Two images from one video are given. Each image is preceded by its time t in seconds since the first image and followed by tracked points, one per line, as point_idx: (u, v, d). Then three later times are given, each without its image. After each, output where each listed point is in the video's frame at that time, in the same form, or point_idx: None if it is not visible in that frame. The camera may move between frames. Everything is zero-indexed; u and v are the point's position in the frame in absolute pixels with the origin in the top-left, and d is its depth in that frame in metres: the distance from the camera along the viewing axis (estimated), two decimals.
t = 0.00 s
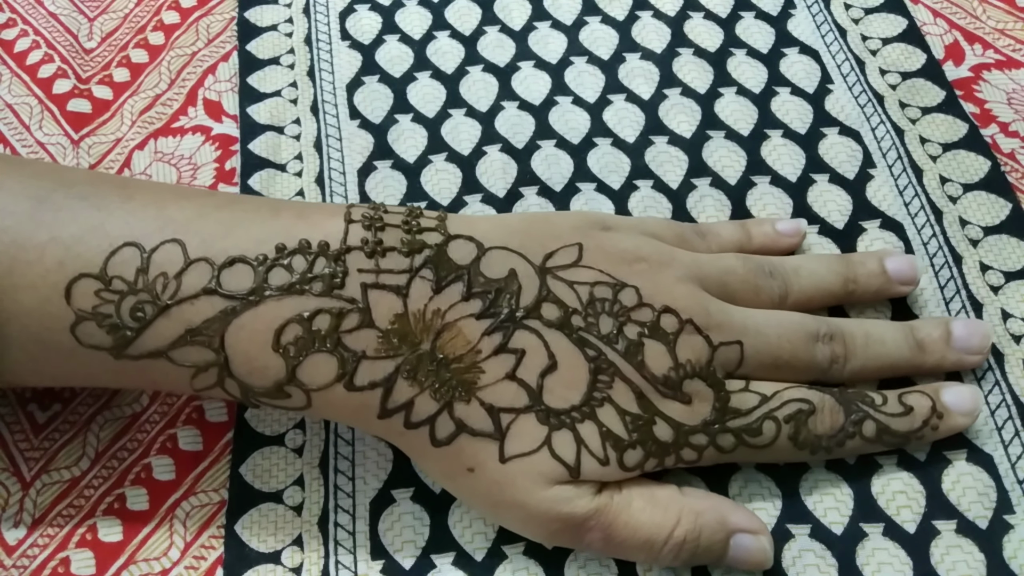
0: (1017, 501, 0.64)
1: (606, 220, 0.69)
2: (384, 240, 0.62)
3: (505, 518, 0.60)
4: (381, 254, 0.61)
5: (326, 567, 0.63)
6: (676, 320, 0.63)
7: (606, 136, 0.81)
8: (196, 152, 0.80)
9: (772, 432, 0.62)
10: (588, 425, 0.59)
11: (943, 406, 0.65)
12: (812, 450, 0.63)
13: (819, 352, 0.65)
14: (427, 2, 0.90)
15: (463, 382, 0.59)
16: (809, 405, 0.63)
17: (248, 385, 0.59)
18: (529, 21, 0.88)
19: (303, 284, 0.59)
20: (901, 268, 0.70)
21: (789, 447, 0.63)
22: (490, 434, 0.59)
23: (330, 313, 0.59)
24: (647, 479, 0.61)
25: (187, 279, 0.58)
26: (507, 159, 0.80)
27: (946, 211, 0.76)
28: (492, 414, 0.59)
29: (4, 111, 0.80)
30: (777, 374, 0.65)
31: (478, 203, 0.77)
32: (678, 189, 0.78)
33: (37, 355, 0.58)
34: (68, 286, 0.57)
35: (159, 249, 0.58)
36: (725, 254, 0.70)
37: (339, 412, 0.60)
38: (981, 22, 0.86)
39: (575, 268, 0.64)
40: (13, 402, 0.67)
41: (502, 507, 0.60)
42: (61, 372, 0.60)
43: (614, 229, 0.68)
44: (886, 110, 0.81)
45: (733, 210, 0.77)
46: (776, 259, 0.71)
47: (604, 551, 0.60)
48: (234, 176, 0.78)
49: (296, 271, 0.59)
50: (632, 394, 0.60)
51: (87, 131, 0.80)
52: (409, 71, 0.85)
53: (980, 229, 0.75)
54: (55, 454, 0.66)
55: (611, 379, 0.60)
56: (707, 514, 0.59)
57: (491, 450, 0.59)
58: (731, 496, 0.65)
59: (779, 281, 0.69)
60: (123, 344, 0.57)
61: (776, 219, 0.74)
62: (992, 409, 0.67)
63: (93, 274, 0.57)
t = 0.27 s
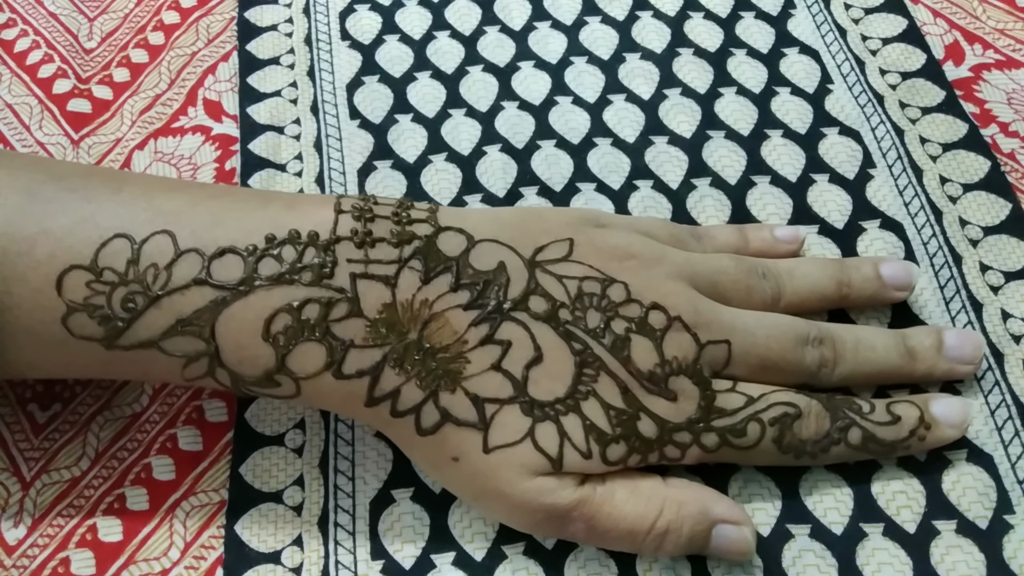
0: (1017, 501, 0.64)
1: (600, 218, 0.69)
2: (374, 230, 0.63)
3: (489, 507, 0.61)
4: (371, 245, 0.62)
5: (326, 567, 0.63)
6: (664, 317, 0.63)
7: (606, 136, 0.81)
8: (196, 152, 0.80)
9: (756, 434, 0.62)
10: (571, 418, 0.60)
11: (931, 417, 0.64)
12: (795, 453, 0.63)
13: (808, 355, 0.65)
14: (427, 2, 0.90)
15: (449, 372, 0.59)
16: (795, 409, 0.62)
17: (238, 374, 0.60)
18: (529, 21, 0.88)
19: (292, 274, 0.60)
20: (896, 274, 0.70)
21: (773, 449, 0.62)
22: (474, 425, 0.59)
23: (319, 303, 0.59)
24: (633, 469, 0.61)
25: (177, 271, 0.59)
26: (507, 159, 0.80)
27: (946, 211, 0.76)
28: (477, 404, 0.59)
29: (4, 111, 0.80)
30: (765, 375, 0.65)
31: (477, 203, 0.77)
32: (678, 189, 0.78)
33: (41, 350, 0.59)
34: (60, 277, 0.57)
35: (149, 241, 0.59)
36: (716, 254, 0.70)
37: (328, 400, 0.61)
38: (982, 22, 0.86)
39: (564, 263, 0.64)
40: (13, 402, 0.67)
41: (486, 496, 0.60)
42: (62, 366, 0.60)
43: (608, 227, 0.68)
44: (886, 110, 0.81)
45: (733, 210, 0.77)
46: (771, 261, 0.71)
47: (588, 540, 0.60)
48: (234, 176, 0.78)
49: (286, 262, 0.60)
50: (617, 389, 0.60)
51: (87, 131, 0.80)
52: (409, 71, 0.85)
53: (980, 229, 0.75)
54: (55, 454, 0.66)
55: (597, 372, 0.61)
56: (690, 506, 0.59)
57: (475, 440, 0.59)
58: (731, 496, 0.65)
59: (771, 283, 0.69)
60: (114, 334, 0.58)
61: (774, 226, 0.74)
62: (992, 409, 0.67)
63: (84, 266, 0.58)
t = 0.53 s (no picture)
0: (1017, 501, 0.64)
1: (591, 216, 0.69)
2: (365, 224, 0.63)
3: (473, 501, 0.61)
4: (361, 238, 0.62)
5: (326, 567, 0.63)
6: (651, 316, 0.63)
7: (606, 136, 0.81)
8: (196, 151, 0.80)
9: (740, 435, 0.62)
10: (556, 413, 0.60)
11: (919, 426, 0.64)
12: (779, 457, 0.62)
13: (796, 357, 0.65)
14: (427, 2, 0.90)
15: (436, 364, 0.60)
16: (781, 412, 0.62)
17: (228, 365, 0.60)
18: (529, 21, 0.88)
19: (282, 266, 0.60)
20: (890, 280, 0.70)
21: (757, 451, 0.62)
22: (459, 417, 0.59)
23: (309, 295, 0.59)
24: (618, 465, 0.61)
25: (168, 263, 0.59)
26: (507, 159, 0.80)
27: (946, 211, 0.76)
28: (463, 397, 0.59)
29: (4, 111, 0.80)
30: (753, 375, 0.65)
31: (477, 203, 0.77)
32: (678, 189, 0.78)
33: (39, 347, 0.59)
34: (51, 269, 0.58)
35: (140, 233, 0.59)
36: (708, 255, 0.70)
37: (317, 392, 0.61)
38: (981, 22, 0.86)
39: (554, 260, 0.64)
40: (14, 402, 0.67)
41: (470, 490, 0.60)
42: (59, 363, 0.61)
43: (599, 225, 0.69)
44: (886, 110, 0.81)
45: (733, 210, 0.77)
46: (763, 263, 0.71)
47: (570, 535, 0.61)
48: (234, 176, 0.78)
49: (276, 254, 0.60)
50: (603, 385, 0.61)
51: (87, 130, 0.80)
52: (409, 71, 0.85)
53: (980, 229, 0.75)
54: (55, 453, 0.66)
55: (582, 368, 0.61)
56: (672, 501, 0.59)
57: (459, 433, 0.59)
58: (731, 496, 0.65)
59: (764, 284, 0.69)
60: (105, 327, 0.58)
61: (770, 230, 0.74)
62: (992, 409, 0.67)
63: (76, 258, 0.58)
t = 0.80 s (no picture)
0: (1017, 501, 0.64)
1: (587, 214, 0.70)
2: (360, 220, 0.63)
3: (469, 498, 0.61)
4: (357, 234, 0.62)
5: (326, 567, 0.63)
6: (647, 313, 0.63)
7: (606, 136, 0.81)
8: (196, 151, 0.80)
9: (735, 434, 0.62)
10: (552, 409, 0.60)
11: (915, 429, 0.64)
12: (774, 457, 0.62)
13: (791, 356, 0.65)
14: (427, 2, 0.90)
15: (431, 360, 0.60)
16: (776, 412, 0.62)
17: (225, 361, 0.60)
18: (529, 21, 0.88)
19: (279, 262, 0.60)
20: (888, 280, 0.70)
21: (752, 451, 0.62)
22: (455, 414, 0.59)
23: (305, 290, 0.59)
24: (613, 462, 0.61)
25: (165, 259, 0.59)
26: (507, 159, 0.80)
27: (946, 211, 0.76)
28: (458, 393, 0.60)
29: (4, 111, 0.80)
30: (748, 374, 0.65)
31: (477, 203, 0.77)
32: (678, 189, 0.78)
33: (36, 346, 0.59)
34: (49, 267, 0.57)
35: (137, 230, 0.59)
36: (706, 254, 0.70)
37: (313, 387, 0.61)
38: (982, 22, 0.86)
39: (550, 257, 0.64)
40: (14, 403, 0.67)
41: (466, 486, 0.60)
42: (56, 361, 0.61)
43: (595, 224, 0.69)
44: (886, 110, 0.81)
45: (733, 210, 0.77)
46: (759, 263, 0.71)
47: (567, 532, 0.61)
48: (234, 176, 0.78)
49: (272, 250, 0.60)
50: (598, 382, 0.60)
51: (87, 131, 0.80)
52: (409, 71, 0.85)
53: (980, 229, 0.75)
54: (55, 453, 0.66)
55: (578, 365, 0.61)
56: (668, 498, 0.59)
57: (455, 429, 0.59)
58: (731, 497, 0.65)
59: (759, 284, 0.69)
60: (103, 323, 0.58)
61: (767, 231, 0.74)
62: (992, 409, 0.67)
63: (73, 255, 0.58)
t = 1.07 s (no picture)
0: (1017, 501, 0.64)
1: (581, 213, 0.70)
2: (354, 220, 0.63)
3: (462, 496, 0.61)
4: (350, 233, 0.62)
5: (326, 567, 0.63)
6: (640, 312, 0.63)
7: (606, 136, 0.81)
8: (196, 151, 0.80)
9: (728, 433, 0.62)
10: (545, 408, 0.60)
11: (908, 428, 0.64)
12: (767, 456, 0.62)
13: (785, 356, 0.65)
14: (427, 1, 0.90)
15: (425, 359, 0.60)
16: (769, 411, 0.62)
17: (219, 361, 0.60)
18: (529, 21, 0.88)
19: (272, 261, 0.60)
20: (882, 282, 0.70)
21: (745, 450, 0.62)
22: (448, 412, 0.59)
23: (299, 289, 0.60)
24: (606, 461, 0.61)
25: (159, 258, 0.59)
26: (507, 159, 0.80)
27: (946, 211, 0.76)
28: (452, 391, 0.60)
29: (4, 111, 0.80)
30: (742, 374, 0.64)
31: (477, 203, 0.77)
32: (678, 189, 0.78)
33: (33, 345, 0.59)
34: (42, 267, 0.57)
35: (131, 230, 0.59)
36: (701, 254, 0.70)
37: (306, 386, 0.61)
38: (982, 22, 0.86)
39: (544, 257, 0.64)
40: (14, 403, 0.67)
41: (459, 484, 0.60)
42: (54, 360, 0.61)
43: (590, 222, 0.69)
44: (886, 110, 0.81)
45: (733, 210, 0.77)
46: (754, 263, 0.71)
47: (560, 530, 0.61)
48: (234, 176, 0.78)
49: (266, 249, 0.60)
50: (591, 381, 0.61)
51: (87, 131, 0.80)
52: (409, 71, 0.85)
53: (980, 229, 0.75)
54: (55, 453, 0.66)
55: (571, 364, 0.61)
56: (661, 496, 0.59)
57: (449, 428, 0.59)
58: (731, 496, 0.65)
59: (754, 283, 0.69)
60: (96, 323, 0.58)
61: (762, 232, 0.74)
62: (992, 409, 0.67)
63: (66, 255, 0.58)
